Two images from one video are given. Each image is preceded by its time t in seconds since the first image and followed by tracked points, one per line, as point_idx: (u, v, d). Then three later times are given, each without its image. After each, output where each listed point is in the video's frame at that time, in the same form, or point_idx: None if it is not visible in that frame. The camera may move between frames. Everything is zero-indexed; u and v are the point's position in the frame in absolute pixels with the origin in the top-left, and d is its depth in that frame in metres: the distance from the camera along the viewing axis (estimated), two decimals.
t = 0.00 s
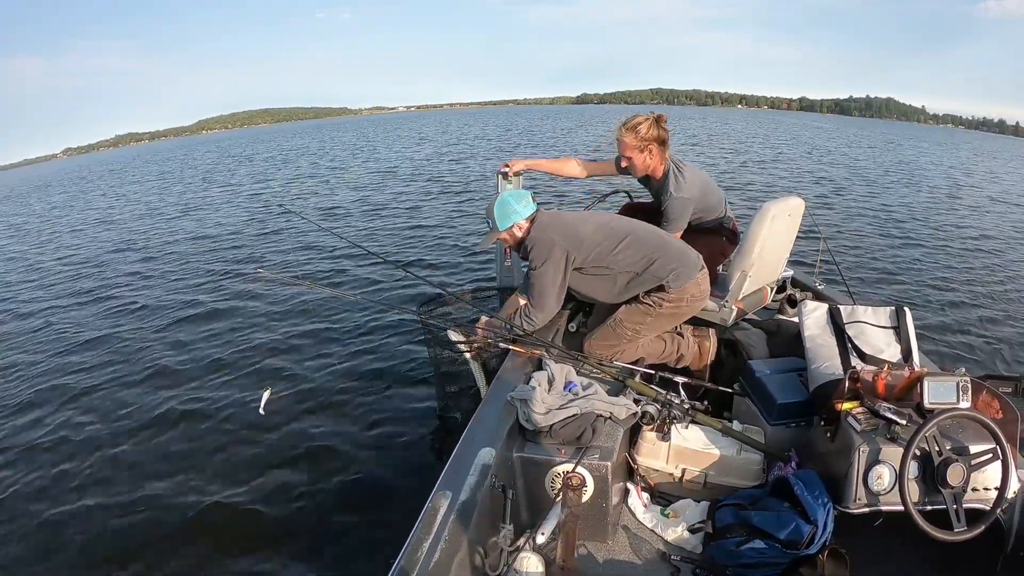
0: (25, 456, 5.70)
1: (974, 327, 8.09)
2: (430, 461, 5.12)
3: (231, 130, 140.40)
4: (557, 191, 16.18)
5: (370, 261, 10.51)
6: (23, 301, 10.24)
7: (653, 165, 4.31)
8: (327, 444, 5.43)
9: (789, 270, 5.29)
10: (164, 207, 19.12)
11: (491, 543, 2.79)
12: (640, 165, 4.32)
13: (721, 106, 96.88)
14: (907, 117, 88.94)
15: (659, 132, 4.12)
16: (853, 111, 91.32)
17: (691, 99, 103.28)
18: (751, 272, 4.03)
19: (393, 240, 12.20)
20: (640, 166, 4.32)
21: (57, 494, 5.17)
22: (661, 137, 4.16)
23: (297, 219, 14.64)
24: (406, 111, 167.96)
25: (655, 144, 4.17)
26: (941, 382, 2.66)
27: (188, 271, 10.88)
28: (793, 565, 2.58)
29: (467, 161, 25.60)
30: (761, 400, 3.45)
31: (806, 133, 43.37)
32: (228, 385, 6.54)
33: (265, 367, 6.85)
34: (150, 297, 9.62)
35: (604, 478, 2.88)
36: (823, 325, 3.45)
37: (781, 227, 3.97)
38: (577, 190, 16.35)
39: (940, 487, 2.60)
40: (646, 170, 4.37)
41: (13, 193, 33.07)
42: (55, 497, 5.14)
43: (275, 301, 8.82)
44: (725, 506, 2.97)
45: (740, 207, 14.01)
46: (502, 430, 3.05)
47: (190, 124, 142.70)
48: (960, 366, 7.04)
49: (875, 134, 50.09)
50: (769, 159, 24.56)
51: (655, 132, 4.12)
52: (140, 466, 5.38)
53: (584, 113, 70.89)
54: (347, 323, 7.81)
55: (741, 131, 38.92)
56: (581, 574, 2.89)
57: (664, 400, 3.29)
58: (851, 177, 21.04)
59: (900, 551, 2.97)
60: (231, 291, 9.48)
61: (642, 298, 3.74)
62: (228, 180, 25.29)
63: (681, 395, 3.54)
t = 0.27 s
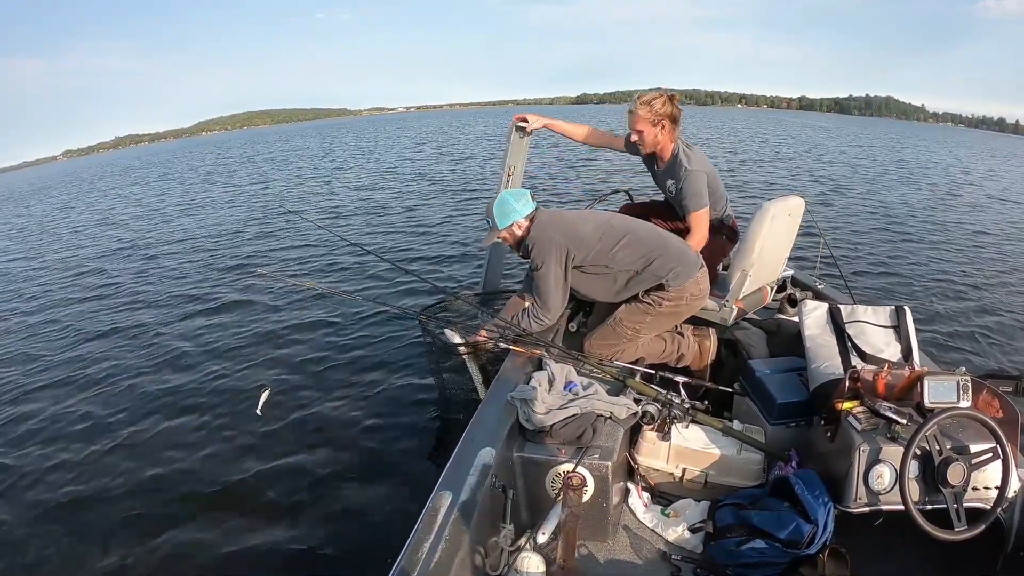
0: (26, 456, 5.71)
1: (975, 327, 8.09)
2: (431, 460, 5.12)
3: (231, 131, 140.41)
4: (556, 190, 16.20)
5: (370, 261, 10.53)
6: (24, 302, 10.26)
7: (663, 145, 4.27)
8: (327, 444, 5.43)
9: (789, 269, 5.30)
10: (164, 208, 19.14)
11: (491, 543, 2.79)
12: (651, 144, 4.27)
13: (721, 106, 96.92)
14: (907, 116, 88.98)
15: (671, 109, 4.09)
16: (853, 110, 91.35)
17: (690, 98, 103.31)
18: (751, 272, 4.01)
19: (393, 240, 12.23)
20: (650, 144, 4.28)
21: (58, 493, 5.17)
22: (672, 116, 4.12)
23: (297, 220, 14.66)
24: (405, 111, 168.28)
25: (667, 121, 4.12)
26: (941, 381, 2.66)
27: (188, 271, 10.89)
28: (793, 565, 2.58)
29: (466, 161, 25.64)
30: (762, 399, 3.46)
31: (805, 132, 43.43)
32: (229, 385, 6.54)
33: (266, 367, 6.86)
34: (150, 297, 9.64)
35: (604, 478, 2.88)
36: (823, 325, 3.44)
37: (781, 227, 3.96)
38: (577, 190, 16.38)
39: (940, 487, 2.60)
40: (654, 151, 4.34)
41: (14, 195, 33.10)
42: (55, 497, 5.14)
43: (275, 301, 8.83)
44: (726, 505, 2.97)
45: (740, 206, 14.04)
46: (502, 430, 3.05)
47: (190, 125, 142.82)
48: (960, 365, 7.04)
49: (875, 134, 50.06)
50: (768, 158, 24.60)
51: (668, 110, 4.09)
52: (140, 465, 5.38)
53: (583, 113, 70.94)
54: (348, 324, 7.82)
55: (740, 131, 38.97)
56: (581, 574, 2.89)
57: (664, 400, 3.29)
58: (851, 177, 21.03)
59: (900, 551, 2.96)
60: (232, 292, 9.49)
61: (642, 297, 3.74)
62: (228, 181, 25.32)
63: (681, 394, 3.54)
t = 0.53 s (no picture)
0: (29, 459, 5.71)
1: (976, 325, 8.09)
2: (433, 462, 5.12)
3: (231, 133, 140.45)
4: (557, 190, 16.22)
5: (370, 261, 10.55)
6: (25, 304, 10.28)
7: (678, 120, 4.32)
8: (329, 445, 5.44)
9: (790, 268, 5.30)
10: (164, 210, 19.17)
11: (494, 544, 2.79)
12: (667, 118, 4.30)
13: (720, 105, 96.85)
14: (906, 114, 89.07)
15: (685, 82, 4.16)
16: (851, 109, 91.43)
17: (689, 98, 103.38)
18: (754, 271, 4.01)
19: (394, 241, 12.25)
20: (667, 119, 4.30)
21: (61, 496, 5.18)
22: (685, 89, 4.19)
23: (297, 221, 14.67)
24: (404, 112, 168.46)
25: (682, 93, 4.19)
26: (943, 380, 2.66)
27: (189, 273, 10.91)
28: (795, 564, 2.58)
29: (466, 161, 25.67)
30: (763, 399, 3.46)
31: (804, 131, 43.48)
32: (230, 386, 6.54)
33: (267, 368, 6.86)
34: (151, 299, 9.65)
35: (607, 478, 2.87)
36: (824, 324, 3.43)
37: (783, 226, 3.96)
38: (577, 189, 16.40)
39: (943, 485, 2.60)
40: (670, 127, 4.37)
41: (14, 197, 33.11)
42: (58, 499, 5.14)
43: (276, 302, 8.83)
44: (727, 506, 2.97)
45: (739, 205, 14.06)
46: (504, 432, 3.05)
47: (190, 127, 142.94)
48: (962, 364, 7.04)
49: (876, 132, 50.02)
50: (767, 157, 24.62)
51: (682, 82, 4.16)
52: (143, 467, 5.39)
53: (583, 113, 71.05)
54: (349, 325, 7.82)
55: (739, 130, 39.01)
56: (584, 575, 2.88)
57: (667, 399, 3.26)
58: (851, 175, 21.02)
59: (904, 551, 2.96)
60: (233, 293, 9.50)
61: (642, 296, 3.74)
62: (228, 183, 25.34)
63: (684, 394, 3.54)
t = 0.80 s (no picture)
0: (30, 459, 5.71)
1: (978, 324, 8.07)
2: (434, 462, 5.11)
3: (230, 134, 140.41)
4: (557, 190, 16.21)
5: (371, 262, 10.54)
6: (25, 305, 10.27)
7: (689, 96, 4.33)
8: (331, 446, 5.43)
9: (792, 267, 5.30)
10: (164, 210, 19.15)
11: (497, 545, 2.78)
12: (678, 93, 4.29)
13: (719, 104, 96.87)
14: (904, 113, 89.10)
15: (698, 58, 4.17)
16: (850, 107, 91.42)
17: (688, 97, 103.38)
18: (756, 272, 4.00)
19: (395, 241, 12.25)
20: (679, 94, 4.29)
21: (62, 496, 5.18)
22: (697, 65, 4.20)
23: (297, 222, 14.67)
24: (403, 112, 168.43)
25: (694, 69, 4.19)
26: (946, 379, 2.66)
27: (189, 273, 10.90)
28: (799, 564, 2.57)
29: (467, 161, 25.66)
30: (766, 399, 3.46)
31: (803, 130, 43.47)
32: (232, 387, 6.53)
33: (268, 369, 6.85)
34: (152, 299, 9.65)
35: (609, 478, 2.87)
36: (826, 323, 3.42)
37: (785, 225, 3.96)
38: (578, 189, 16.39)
39: (947, 485, 2.60)
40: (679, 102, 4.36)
41: (14, 198, 33.13)
42: (59, 499, 5.14)
43: (277, 302, 8.82)
44: (731, 505, 2.96)
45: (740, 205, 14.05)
46: (506, 433, 3.05)
47: (188, 128, 142.83)
48: (964, 363, 7.02)
49: (875, 131, 50.05)
50: (767, 156, 24.62)
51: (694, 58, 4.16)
52: (144, 468, 5.38)
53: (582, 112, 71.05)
54: (350, 325, 7.81)
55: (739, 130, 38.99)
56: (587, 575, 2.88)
57: (669, 400, 3.23)
58: (851, 174, 21.00)
59: (907, 551, 2.95)
60: (234, 294, 9.49)
61: (640, 294, 3.75)
62: (228, 183, 25.32)
63: (686, 394, 3.53)
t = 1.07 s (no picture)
0: (30, 459, 5.71)
1: (978, 323, 8.07)
2: (434, 462, 5.11)
3: (230, 134, 140.39)
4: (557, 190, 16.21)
5: (371, 262, 10.54)
6: (25, 305, 10.26)
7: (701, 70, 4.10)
8: (330, 446, 5.43)
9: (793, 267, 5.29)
10: (163, 210, 19.13)
11: (498, 545, 2.78)
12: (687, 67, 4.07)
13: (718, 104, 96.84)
14: (904, 112, 89.10)
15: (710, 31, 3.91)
16: (850, 107, 91.41)
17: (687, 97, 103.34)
18: (757, 272, 4.00)
19: (395, 241, 12.24)
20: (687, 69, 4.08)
21: (63, 495, 5.18)
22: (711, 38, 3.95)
23: (297, 222, 14.66)
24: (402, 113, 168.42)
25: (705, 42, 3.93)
26: (947, 377, 2.66)
27: (189, 273, 10.89)
28: (801, 563, 2.58)
29: (466, 162, 25.64)
30: (767, 398, 3.46)
31: (803, 130, 43.43)
32: (231, 387, 6.52)
33: (268, 369, 6.84)
34: (152, 300, 9.64)
35: (611, 478, 2.86)
36: (827, 323, 3.43)
37: (787, 227, 3.95)
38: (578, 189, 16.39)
39: (948, 483, 2.60)
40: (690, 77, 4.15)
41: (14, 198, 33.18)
42: (59, 499, 5.14)
43: (277, 303, 8.83)
44: (732, 505, 2.96)
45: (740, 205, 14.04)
46: (507, 433, 3.05)
47: (188, 128, 142.81)
48: (964, 362, 7.02)
49: (875, 131, 49.99)
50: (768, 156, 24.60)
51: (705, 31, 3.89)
52: (144, 468, 5.38)
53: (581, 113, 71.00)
54: (351, 326, 7.81)
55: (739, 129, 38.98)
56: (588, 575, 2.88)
57: (670, 399, 3.28)
58: (851, 174, 20.99)
59: (908, 550, 2.95)
60: (234, 293, 9.50)
61: (635, 287, 3.75)
62: (227, 183, 25.31)
63: (687, 393, 3.55)
